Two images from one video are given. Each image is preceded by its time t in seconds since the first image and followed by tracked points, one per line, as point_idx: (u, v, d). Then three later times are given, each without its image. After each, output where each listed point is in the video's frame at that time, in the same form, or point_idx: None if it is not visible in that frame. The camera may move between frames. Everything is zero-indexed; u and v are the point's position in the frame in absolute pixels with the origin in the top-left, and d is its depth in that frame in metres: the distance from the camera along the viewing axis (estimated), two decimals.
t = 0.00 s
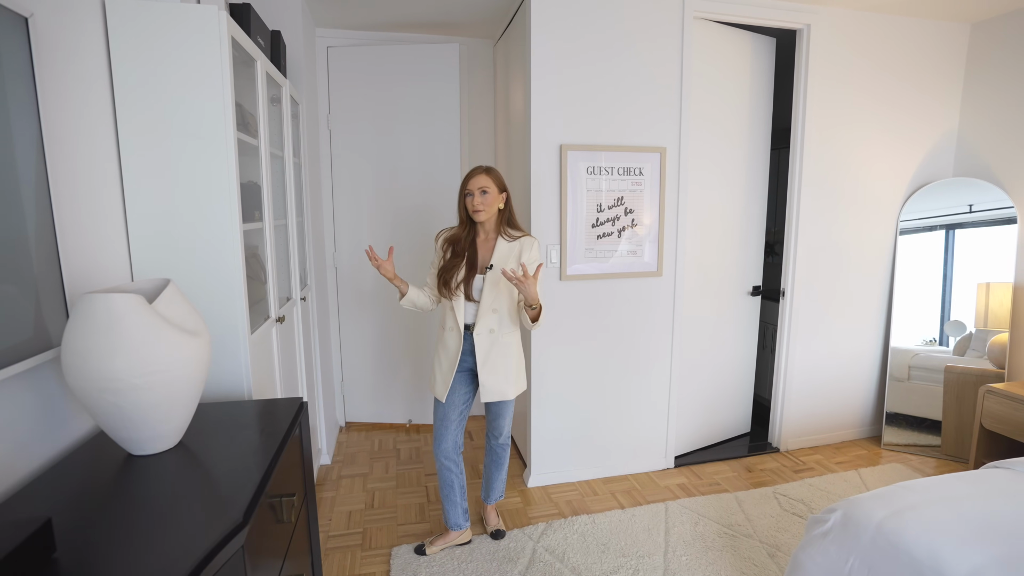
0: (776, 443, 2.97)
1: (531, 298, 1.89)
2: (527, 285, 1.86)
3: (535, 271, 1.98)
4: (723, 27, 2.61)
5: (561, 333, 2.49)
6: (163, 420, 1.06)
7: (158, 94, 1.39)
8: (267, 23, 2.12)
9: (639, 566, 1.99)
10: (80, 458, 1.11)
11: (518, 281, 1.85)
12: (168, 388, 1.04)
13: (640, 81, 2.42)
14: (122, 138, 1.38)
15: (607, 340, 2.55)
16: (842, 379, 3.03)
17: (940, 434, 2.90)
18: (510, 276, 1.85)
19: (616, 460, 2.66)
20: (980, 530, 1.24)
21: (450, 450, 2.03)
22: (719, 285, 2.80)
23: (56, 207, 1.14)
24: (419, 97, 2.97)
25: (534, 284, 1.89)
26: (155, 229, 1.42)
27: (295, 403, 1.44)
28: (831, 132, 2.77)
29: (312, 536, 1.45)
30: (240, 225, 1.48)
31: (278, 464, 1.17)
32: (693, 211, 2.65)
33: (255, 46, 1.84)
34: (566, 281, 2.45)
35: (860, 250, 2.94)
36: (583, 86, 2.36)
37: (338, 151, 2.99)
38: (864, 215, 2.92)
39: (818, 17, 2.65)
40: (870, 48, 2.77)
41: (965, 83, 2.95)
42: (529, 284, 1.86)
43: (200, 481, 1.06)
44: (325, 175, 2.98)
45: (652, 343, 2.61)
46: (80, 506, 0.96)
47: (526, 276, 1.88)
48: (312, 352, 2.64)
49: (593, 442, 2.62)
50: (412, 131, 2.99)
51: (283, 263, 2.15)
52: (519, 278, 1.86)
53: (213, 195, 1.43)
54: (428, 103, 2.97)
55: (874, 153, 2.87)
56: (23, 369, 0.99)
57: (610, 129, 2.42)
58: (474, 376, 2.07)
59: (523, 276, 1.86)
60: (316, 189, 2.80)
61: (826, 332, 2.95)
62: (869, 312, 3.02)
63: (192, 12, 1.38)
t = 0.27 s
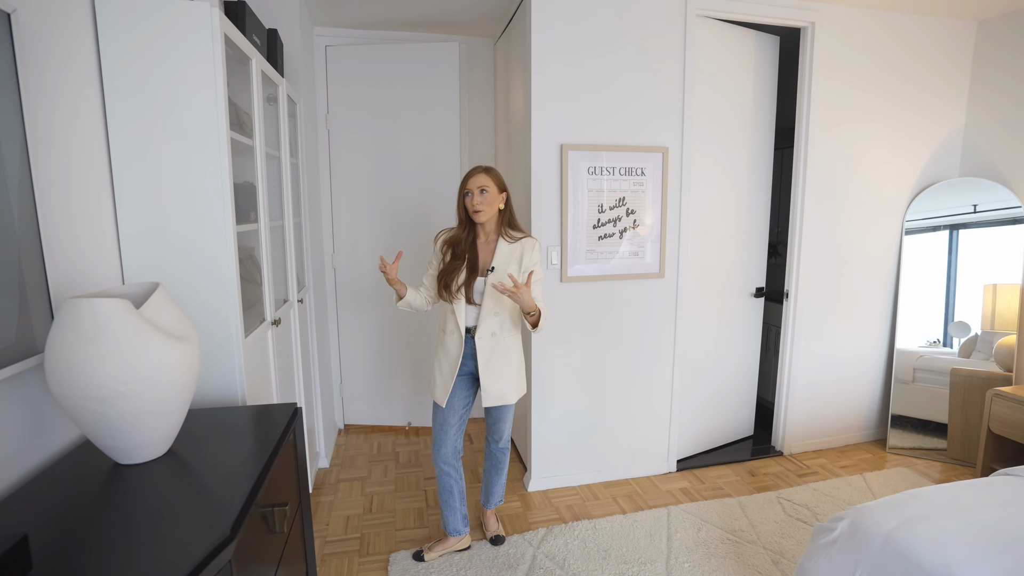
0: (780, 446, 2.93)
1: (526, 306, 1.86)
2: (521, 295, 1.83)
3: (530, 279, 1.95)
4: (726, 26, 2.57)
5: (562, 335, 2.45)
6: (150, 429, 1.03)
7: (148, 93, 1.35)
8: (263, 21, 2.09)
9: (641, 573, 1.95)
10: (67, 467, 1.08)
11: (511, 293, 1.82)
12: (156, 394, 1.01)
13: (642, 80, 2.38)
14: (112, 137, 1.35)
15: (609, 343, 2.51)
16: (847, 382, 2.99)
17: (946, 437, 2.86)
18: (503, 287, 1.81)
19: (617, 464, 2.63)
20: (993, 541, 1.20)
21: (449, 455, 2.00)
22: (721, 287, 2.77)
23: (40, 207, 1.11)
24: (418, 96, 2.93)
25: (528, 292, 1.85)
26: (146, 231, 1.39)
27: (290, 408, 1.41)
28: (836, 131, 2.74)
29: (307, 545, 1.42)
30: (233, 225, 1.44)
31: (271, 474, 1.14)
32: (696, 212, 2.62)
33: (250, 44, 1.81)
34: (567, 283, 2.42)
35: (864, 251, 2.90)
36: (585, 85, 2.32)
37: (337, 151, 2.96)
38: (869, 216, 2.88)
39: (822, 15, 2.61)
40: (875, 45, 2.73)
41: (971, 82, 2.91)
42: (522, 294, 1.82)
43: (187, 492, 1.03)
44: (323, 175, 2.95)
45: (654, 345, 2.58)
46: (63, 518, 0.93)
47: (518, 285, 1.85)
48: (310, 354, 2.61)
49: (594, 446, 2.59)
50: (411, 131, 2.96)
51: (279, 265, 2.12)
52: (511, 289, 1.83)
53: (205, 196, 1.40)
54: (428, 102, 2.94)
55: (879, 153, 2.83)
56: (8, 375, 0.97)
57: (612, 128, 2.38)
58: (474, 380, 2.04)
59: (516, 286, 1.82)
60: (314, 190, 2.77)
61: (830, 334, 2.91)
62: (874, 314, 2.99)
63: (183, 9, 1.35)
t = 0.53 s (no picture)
0: (783, 449, 2.90)
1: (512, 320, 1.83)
2: (503, 308, 1.80)
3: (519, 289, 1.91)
4: (730, 23, 2.54)
5: (563, 337, 2.42)
6: (140, 436, 1.00)
7: (139, 90, 1.32)
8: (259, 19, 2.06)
9: None
10: (52, 476, 1.05)
11: (491, 309, 1.79)
12: (144, 400, 0.98)
13: (644, 78, 2.35)
14: (102, 136, 1.32)
15: (610, 345, 2.48)
16: (851, 384, 2.96)
17: (952, 440, 2.83)
18: (482, 304, 1.79)
19: (619, 468, 2.60)
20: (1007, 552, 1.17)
21: (448, 459, 1.97)
22: (724, 288, 2.73)
23: (24, 208, 1.08)
24: (418, 95, 2.90)
25: (511, 305, 1.82)
26: (137, 232, 1.36)
27: (284, 414, 1.37)
28: (841, 130, 2.70)
29: (302, 553, 1.39)
30: (227, 226, 1.41)
31: (263, 483, 1.11)
32: (699, 212, 2.58)
33: (246, 42, 1.78)
34: (568, 284, 2.39)
35: (870, 252, 2.86)
36: (586, 84, 2.29)
37: (335, 151, 2.93)
38: (874, 216, 2.84)
39: (827, 13, 2.58)
40: (881, 43, 2.69)
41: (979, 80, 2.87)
42: (503, 309, 1.79)
43: (177, 502, 1.00)
44: (322, 175, 2.92)
45: (656, 347, 2.54)
46: (47, 531, 0.90)
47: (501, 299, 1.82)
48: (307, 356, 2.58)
49: (595, 449, 2.55)
50: (411, 130, 2.92)
51: (276, 266, 2.09)
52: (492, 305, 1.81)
53: (197, 196, 1.37)
54: (428, 101, 2.91)
55: (885, 153, 2.79)
56: None
57: (614, 128, 2.35)
58: (473, 383, 2.01)
59: (496, 302, 1.79)
60: (312, 190, 2.74)
61: (835, 335, 2.87)
62: (879, 316, 2.95)
63: (175, 5, 1.31)
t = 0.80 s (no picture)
0: (788, 453, 2.86)
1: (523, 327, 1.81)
2: (515, 317, 1.77)
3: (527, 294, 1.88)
4: (735, 21, 2.50)
5: (565, 339, 2.39)
6: (128, 445, 0.97)
7: (131, 88, 1.30)
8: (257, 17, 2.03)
9: None
10: (40, 485, 1.03)
11: (504, 318, 1.76)
12: (134, 409, 0.95)
13: (648, 77, 2.31)
14: (94, 137, 1.29)
15: (613, 347, 2.45)
16: (857, 387, 2.92)
17: (959, 443, 2.79)
18: (494, 314, 1.75)
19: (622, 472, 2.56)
20: None
21: (449, 464, 1.94)
22: (728, 289, 2.70)
23: (10, 210, 1.05)
24: (419, 94, 2.87)
25: (523, 312, 1.80)
26: (130, 234, 1.33)
27: (281, 419, 1.34)
28: (847, 130, 2.66)
29: (299, 562, 1.36)
30: (222, 227, 1.38)
31: (258, 491, 1.07)
32: (703, 213, 2.55)
33: (243, 40, 1.75)
34: (570, 285, 2.35)
35: (876, 253, 2.82)
36: (589, 83, 2.26)
37: (335, 151, 2.90)
38: (881, 216, 2.80)
39: (834, 10, 2.54)
40: (888, 40, 2.66)
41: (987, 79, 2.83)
42: (516, 317, 1.77)
43: (169, 511, 0.97)
44: (322, 175, 2.89)
45: (659, 349, 2.51)
46: (33, 540, 0.87)
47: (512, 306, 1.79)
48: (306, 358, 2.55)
49: (598, 453, 2.52)
50: (412, 129, 2.89)
51: (274, 268, 2.06)
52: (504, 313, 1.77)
53: (191, 197, 1.34)
54: (429, 101, 2.88)
55: (892, 153, 2.75)
56: None
57: (617, 127, 2.31)
58: (474, 386, 1.97)
59: (509, 311, 1.76)
60: (312, 191, 2.71)
61: (841, 337, 2.83)
62: (886, 317, 2.91)
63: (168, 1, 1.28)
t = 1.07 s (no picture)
0: (794, 456, 2.82)
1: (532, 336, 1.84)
2: (524, 328, 1.80)
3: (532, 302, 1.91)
4: (740, 18, 2.46)
5: (568, 341, 2.35)
6: (118, 455, 0.95)
7: (126, 86, 1.27)
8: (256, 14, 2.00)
9: None
10: (28, 495, 1.00)
11: (512, 330, 1.79)
12: (125, 419, 0.92)
13: (653, 75, 2.28)
14: (87, 135, 1.26)
15: (617, 349, 2.41)
16: (864, 389, 2.88)
17: (968, 446, 2.74)
18: (504, 326, 1.77)
19: (625, 475, 2.53)
20: None
21: (451, 469, 1.91)
22: (733, 290, 2.66)
23: None
24: (420, 92, 2.84)
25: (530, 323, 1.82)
26: (124, 235, 1.30)
27: (279, 424, 1.31)
28: (855, 128, 2.62)
29: (297, 571, 1.32)
30: (219, 227, 1.35)
31: (252, 504, 1.03)
32: (708, 213, 2.51)
33: (240, 36, 1.71)
34: (574, 287, 2.32)
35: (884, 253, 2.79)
36: (593, 81, 2.22)
37: (336, 150, 2.87)
38: (888, 216, 2.76)
39: (841, 7, 2.50)
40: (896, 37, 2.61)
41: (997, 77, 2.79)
42: (525, 329, 1.80)
43: (161, 521, 0.94)
44: (322, 174, 2.86)
45: (663, 351, 2.47)
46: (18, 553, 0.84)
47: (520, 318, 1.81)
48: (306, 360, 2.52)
49: (601, 456, 2.49)
50: (413, 128, 2.86)
51: (273, 268, 2.03)
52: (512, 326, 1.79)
53: (187, 197, 1.31)
54: (430, 99, 2.84)
55: (899, 151, 2.72)
56: None
57: (621, 126, 2.28)
58: (477, 390, 1.94)
59: (517, 324, 1.78)
60: (312, 190, 2.68)
61: (847, 339, 2.80)
62: (893, 319, 2.87)
63: None
